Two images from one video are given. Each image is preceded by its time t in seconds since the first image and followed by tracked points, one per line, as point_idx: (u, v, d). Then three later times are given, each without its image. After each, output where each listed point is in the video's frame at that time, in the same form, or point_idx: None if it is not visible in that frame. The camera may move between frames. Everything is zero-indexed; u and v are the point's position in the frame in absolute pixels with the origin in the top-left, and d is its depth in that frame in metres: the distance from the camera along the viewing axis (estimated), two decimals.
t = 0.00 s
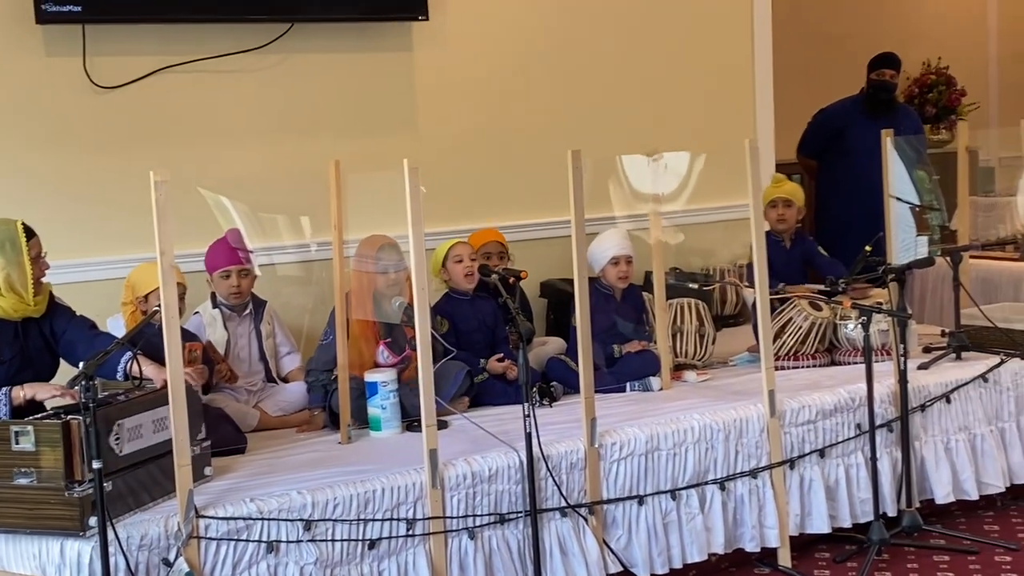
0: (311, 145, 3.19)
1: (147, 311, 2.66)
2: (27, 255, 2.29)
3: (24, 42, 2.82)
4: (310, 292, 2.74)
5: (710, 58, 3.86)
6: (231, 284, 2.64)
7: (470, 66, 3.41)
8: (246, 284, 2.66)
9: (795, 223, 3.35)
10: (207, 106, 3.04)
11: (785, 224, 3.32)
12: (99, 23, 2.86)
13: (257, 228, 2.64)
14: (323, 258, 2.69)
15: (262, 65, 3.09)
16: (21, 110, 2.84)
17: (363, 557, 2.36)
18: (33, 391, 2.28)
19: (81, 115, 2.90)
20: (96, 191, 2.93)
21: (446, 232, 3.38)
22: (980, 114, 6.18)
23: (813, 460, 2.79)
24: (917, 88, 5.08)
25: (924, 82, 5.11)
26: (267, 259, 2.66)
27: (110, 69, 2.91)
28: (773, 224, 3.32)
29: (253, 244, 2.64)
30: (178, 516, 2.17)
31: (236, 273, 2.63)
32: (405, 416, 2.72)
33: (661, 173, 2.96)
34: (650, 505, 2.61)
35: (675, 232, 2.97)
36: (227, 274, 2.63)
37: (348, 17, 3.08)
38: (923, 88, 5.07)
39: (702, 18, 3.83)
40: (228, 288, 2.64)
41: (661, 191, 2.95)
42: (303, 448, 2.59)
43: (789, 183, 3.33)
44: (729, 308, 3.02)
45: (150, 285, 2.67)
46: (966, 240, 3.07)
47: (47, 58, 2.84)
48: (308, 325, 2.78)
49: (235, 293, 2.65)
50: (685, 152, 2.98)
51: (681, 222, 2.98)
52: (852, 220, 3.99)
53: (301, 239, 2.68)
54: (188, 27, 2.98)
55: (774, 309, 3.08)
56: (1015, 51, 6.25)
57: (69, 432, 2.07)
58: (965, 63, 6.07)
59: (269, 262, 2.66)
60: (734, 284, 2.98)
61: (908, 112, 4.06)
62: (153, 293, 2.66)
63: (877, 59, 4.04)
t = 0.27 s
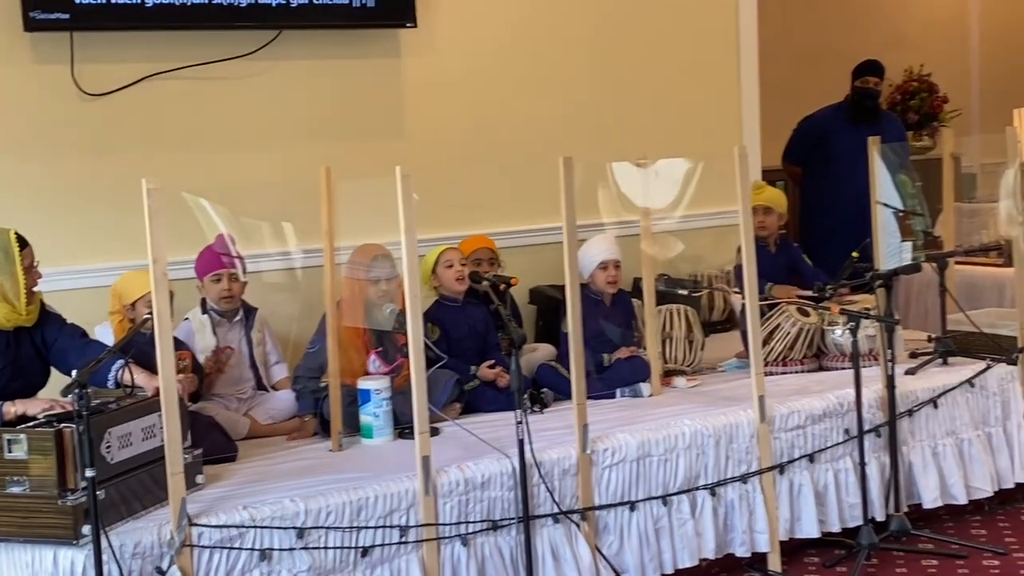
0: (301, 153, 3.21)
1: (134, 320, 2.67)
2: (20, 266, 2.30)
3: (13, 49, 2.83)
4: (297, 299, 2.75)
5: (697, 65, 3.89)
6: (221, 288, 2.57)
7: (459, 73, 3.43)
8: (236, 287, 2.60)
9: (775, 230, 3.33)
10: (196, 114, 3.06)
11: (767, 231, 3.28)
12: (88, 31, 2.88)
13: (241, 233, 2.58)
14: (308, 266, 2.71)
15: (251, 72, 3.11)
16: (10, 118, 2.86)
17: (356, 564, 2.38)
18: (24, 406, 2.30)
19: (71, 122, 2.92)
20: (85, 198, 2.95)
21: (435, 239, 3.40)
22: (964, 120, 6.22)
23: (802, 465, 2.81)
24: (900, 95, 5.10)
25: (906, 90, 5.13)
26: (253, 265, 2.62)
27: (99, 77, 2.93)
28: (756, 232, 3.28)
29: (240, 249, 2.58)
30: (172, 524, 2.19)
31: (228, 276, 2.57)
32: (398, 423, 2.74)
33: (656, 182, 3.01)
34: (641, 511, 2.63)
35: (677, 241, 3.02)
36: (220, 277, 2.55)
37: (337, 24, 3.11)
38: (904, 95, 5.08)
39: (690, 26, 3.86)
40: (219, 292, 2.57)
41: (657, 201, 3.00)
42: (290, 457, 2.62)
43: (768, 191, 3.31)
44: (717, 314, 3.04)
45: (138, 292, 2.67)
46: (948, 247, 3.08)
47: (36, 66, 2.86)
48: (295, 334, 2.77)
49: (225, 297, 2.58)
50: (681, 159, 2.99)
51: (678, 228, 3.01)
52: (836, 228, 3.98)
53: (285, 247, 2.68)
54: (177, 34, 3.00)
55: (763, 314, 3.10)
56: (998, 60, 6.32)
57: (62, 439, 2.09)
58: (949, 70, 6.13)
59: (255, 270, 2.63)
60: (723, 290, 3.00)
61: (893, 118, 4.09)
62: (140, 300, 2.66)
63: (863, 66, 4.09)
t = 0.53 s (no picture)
0: (297, 161, 3.24)
1: (129, 326, 2.68)
2: (19, 271, 2.33)
3: (9, 56, 2.85)
4: (289, 305, 2.80)
5: (688, 73, 3.93)
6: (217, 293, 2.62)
7: (452, 81, 3.47)
8: (232, 294, 2.65)
9: (763, 236, 3.34)
10: (192, 121, 3.09)
11: (756, 238, 3.31)
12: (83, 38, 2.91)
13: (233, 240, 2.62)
14: (296, 273, 2.76)
15: (245, 78, 3.14)
16: (6, 124, 2.87)
17: (354, 569, 2.40)
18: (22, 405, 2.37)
19: (67, 128, 2.94)
20: (82, 204, 2.97)
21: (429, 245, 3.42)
22: (946, 128, 6.32)
23: (795, 469, 2.84)
24: (886, 103, 5.17)
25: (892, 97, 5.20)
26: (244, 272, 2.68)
27: (94, 83, 2.95)
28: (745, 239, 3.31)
29: (236, 255, 2.63)
30: (171, 529, 2.22)
31: (223, 281, 2.61)
32: (393, 429, 2.77)
33: (654, 189, 3.02)
34: (636, 515, 2.66)
35: (675, 250, 3.05)
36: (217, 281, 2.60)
37: (331, 31, 3.14)
38: (890, 103, 5.15)
39: (680, 34, 3.91)
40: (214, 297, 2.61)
41: (655, 208, 3.03)
42: (290, 461, 2.66)
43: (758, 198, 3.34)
44: (707, 319, 3.05)
45: (133, 298, 2.69)
46: (937, 255, 3.10)
47: (30, 73, 2.88)
48: (289, 339, 2.82)
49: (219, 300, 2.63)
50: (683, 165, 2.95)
51: (675, 234, 3.02)
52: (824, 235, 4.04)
53: (274, 254, 2.72)
54: (172, 41, 3.03)
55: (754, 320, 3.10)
56: (978, 71, 6.44)
57: (62, 445, 2.12)
58: (932, 80, 6.23)
59: (246, 276, 2.69)
60: (712, 294, 3.02)
61: (879, 126, 4.14)
62: (136, 307, 2.68)
63: (852, 73, 4.08)
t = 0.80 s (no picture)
0: (294, 168, 3.27)
1: (128, 332, 2.70)
2: (17, 274, 2.36)
3: (7, 63, 2.88)
4: (281, 310, 2.81)
5: (680, 80, 3.97)
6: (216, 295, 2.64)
7: (447, 88, 3.50)
8: (232, 294, 2.68)
9: (758, 242, 3.38)
10: (190, 128, 3.12)
11: (750, 245, 3.35)
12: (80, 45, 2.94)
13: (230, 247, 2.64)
14: (287, 278, 2.76)
15: (241, 85, 3.17)
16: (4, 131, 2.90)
17: (352, 573, 2.43)
18: (26, 414, 2.39)
19: (64, 135, 2.96)
20: (81, 210, 3.00)
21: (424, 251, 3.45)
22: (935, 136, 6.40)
23: (789, 475, 2.87)
24: (876, 111, 5.24)
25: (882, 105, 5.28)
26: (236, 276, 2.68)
27: (91, 90, 2.98)
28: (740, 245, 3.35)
29: (231, 259, 2.64)
30: (171, 533, 2.24)
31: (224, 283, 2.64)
32: (390, 433, 2.79)
33: (650, 201, 2.96)
34: (632, 520, 2.69)
35: (676, 260, 3.04)
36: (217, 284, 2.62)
37: (326, 37, 3.18)
38: (880, 111, 5.21)
39: (674, 42, 3.94)
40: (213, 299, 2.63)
41: (654, 218, 2.98)
42: (284, 467, 2.70)
43: (753, 204, 3.34)
44: (701, 326, 3.11)
45: (131, 305, 2.71)
46: (928, 261, 3.15)
47: (28, 79, 2.90)
48: (283, 344, 2.84)
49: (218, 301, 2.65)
50: (681, 172, 2.90)
51: (674, 242, 3.00)
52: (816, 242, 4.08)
53: (265, 260, 2.72)
54: (168, 47, 3.05)
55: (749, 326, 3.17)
56: (964, 80, 6.52)
57: (62, 449, 2.14)
58: (920, 89, 6.30)
59: (239, 283, 2.70)
60: (705, 302, 3.06)
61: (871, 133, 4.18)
62: (134, 313, 2.70)
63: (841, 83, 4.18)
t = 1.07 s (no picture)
0: (292, 173, 3.29)
1: (126, 336, 2.72)
2: (13, 277, 2.39)
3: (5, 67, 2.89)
4: (275, 314, 2.82)
5: (676, 85, 3.98)
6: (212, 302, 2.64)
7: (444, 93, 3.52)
8: (229, 302, 2.68)
9: (755, 247, 3.39)
10: (187, 133, 3.13)
11: (746, 251, 3.36)
12: (77, 49, 2.95)
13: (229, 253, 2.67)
14: (281, 283, 2.79)
15: (238, 90, 3.18)
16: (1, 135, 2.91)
17: None
18: (21, 415, 2.41)
19: (61, 139, 2.98)
20: (79, 215, 3.01)
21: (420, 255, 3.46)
22: (930, 142, 6.42)
23: (784, 480, 2.88)
24: (870, 117, 5.26)
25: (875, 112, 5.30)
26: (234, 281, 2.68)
27: (89, 95, 2.99)
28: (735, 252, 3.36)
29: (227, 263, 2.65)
30: (169, 537, 2.26)
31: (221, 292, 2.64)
32: (386, 438, 2.82)
33: (648, 208, 3.00)
34: (628, 525, 2.70)
35: (675, 266, 3.08)
36: (215, 293, 2.62)
37: (323, 43, 3.19)
38: (874, 116, 5.24)
39: (670, 47, 3.96)
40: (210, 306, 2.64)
41: (651, 224, 3.02)
42: (284, 471, 2.70)
43: (748, 211, 3.37)
44: (695, 331, 3.14)
45: (127, 310, 2.73)
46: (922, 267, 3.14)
47: (25, 84, 2.92)
48: (279, 348, 2.85)
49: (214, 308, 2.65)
50: (681, 178, 2.96)
51: (673, 248, 3.04)
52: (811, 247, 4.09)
53: (261, 265, 2.75)
54: (165, 52, 3.07)
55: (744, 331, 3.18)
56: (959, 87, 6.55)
57: (61, 454, 2.16)
58: (915, 94, 6.32)
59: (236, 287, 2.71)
60: (700, 306, 3.11)
61: (865, 139, 4.21)
62: (131, 317, 2.72)
63: (835, 89, 4.16)
